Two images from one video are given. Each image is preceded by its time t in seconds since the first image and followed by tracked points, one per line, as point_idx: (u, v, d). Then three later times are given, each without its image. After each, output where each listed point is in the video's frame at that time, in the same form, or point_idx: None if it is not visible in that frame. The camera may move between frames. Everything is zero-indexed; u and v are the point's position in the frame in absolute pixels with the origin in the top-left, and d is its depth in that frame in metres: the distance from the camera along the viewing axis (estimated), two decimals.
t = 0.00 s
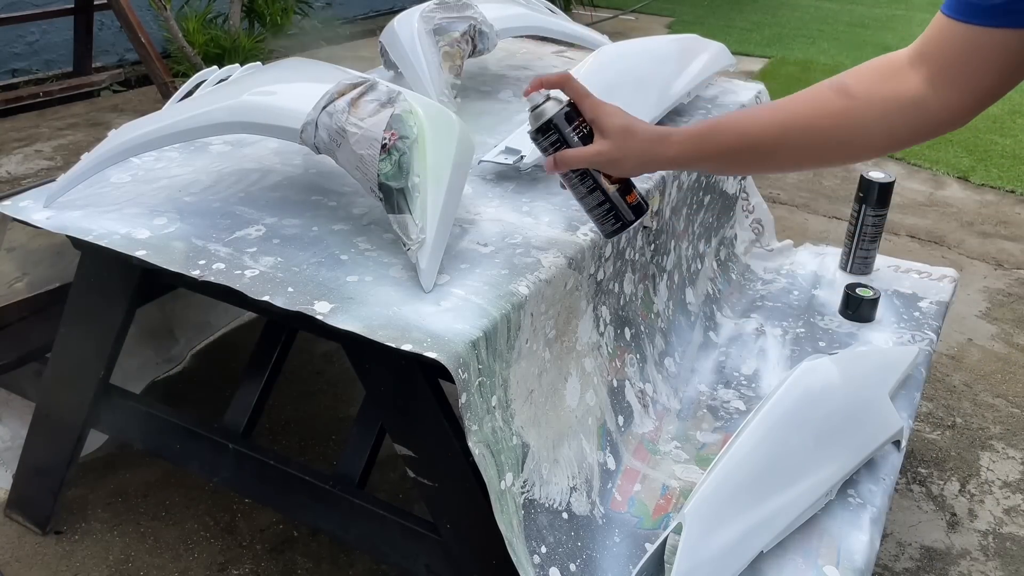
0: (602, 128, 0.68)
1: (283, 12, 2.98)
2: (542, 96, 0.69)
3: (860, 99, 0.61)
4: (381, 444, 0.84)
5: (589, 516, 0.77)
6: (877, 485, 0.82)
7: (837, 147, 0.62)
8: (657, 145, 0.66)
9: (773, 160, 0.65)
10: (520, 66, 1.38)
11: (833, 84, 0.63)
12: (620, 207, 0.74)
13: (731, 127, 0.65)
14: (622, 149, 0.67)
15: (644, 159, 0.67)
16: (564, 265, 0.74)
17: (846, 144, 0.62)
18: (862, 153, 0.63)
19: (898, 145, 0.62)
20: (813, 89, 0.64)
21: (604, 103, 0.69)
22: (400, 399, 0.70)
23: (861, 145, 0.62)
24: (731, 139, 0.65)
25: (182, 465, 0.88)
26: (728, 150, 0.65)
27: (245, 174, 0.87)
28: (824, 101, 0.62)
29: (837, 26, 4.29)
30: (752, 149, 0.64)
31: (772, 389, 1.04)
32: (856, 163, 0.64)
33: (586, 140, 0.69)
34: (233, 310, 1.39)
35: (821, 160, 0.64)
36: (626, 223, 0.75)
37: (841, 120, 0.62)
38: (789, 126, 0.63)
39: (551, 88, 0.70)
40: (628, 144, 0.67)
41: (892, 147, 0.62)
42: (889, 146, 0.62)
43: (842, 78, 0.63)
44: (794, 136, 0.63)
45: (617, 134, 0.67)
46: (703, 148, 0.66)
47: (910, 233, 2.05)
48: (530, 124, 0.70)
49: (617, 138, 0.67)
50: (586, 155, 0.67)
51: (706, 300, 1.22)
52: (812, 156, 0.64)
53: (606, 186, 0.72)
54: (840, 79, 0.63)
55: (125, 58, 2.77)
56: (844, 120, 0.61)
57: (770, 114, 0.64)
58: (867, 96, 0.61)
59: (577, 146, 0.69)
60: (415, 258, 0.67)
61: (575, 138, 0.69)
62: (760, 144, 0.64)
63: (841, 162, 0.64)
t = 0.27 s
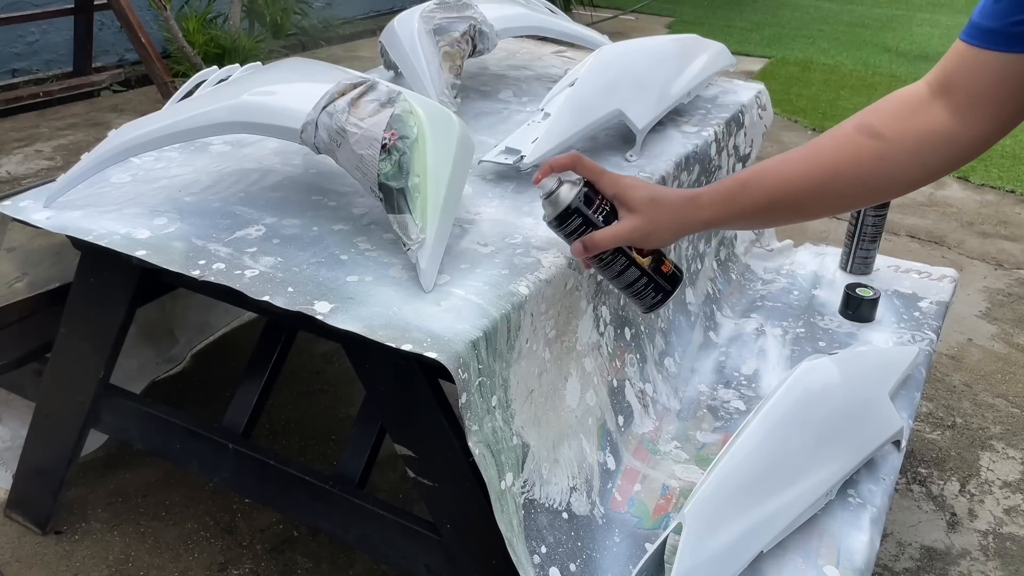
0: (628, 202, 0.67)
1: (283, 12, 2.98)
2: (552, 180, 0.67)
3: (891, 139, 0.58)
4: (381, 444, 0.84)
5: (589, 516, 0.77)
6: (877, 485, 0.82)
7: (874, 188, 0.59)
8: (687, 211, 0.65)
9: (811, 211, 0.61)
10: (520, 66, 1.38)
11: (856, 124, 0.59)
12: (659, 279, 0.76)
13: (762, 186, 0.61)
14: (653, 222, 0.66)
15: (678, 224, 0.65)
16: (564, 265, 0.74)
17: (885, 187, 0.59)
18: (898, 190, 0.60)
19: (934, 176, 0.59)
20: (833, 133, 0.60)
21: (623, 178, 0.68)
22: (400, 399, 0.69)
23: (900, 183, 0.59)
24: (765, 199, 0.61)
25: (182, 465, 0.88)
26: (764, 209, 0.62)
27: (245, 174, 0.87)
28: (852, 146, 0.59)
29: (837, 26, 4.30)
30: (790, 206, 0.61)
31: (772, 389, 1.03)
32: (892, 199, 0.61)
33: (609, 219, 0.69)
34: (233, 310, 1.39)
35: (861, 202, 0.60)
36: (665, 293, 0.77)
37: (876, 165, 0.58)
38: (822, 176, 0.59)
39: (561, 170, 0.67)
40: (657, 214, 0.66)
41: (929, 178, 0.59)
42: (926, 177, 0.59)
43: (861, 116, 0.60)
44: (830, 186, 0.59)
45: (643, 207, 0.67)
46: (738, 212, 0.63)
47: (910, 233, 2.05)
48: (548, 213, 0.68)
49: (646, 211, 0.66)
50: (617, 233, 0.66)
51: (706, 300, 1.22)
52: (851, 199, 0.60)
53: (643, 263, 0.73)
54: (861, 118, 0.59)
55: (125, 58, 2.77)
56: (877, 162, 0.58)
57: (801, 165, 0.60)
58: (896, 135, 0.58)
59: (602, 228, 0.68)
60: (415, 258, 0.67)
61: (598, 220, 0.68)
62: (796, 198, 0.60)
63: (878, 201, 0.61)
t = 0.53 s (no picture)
0: (626, 75, 0.72)
1: (283, 12, 2.98)
2: (585, 35, 0.73)
3: (870, 93, 0.67)
4: (381, 444, 0.84)
5: (589, 516, 0.77)
6: (877, 485, 0.82)
7: (840, 133, 0.68)
8: (674, 101, 0.71)
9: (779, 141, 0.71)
10: (520, 66, 1.38)
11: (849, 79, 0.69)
12: (625, 151, 0.76)
13: (746, 102, 0.71)
14: (637, 100, 0.71)
15: (656, 112, 0.71)
16: (564, 265, 0.74)
17: (848, 135, 0.68)
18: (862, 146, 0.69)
19: (897, 143, 0.67)
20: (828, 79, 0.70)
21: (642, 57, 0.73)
22: (400, 398, 0.69)
23: (862, 136, 0.68)
24: (741, 110, 0.71)
25: (182, 465, 0.88)
26: (735, 119, 0.71)
27: (245, 174, 0.87)
28: (834, 91, 0.68)
29: (837, 26, 4.29)
30: (761, 125, 0.71)
31: (772, 389, 1.03)
32: (855, 155, 0.71)
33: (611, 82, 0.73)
34: (233, 310, 1.39)
35: (824, 145, 0.70)
36: (624, 166, 0.77)
37: (847, 110, 0.68)
38: (797, 109, 0.69)
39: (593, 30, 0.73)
40: (643, 92, 0.71)
41: (893, 144, 0.67)
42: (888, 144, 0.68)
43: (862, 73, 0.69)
44: (799, 119, 0.69)
45: (636, 84, 0.71)
46: (715, 116, 0.72)
47: (910, 233, 2.05)
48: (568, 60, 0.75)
49: (636, 86, 0.71)
50: (607, 93, 0.71)
51: (706, 300, 1.22)
52: (817, 138, 0.70)
53: (614, 130, 0.75)
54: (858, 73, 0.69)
55: (125, 58, 2.77)
56: (851, 112, 0.67)
57: (785, 96, 0.70)
58: (875, 93, 0.67)
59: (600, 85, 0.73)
60: (415, 259, 0.67)
61: (600, 78, 0.73)
62: (767, 121, 0.70)
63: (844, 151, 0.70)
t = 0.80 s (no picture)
0: (624, 144, 0.68)
1: (283, 12, 2.98)
2: (565, 113, 0.71)
3: (883, 123, 0.60)
4: (381, 444, 0.84)
5: (589, 516, 0.77)
6: (877, 485, 0.82)
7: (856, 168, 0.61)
8: (679, 161, 0.65)
9: (793, 177, 0.62)
10: (521, 66, 1.38)
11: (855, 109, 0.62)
12: (641, 224, 0.74)
13: (747, 147, 0.63)
14: (641, 167, 0.66)
15: (665, 176, 0.66)
16: (564, 265, 0.74)
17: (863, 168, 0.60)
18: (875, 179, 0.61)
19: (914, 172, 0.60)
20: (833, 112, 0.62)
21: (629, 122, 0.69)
22: (400, 398, 0.69)
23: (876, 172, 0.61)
24: (751, 160, 0.63)
25: (182, 465, 0.88)
26: (747, 169, 0.63)
27: (245, 174, 0.87)
28: (844, 124, 0.61)
29: (837, 26, 4.30)
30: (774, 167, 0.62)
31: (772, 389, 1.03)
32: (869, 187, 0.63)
33: (608, 156, 0.70)
34: (233, 310, 1.39)
35: (841, 181, 0.62)
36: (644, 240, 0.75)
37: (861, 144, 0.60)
38: (812, 151, 0.61)
39: (574, 104, 0.71)
40: (647, 159, 0.66)
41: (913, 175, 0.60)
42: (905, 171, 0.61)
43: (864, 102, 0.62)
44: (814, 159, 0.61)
45: (637, 151, 0.67)
46: (723, 166, 0.64)
47: (910, 233, 2.05)
48: (555, 140, 0.72)
49: (639, 155, 0.67)
50: (609, 170, 0.67)
51: (706, 300, 1.22)
52: (833, 177, 0.62)
53: (625, 204, 0.73)
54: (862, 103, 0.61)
55: (125, 58, 2.77)
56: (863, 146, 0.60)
57: (794, 138, 0.62)
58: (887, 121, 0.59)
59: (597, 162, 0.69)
60: (415, 258, 0.68)
61: (596, 156, 0.70)
62: (779, 165, 0.62)
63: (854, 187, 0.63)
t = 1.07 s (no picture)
0: (642, 198, 0.70)
1: (283, 12, 2.98)
2: (568, 181, 0.68)
3: (900, 143, 0.59)
4: (381, 444, 0.84)
5: (589, 516, 0.77)
6: (877, 485, 0.82)
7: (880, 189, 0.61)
8: (700, 207, 0.67)
9: (820, 205, 0.63)
10: (521, 66, 1.38)
11: (865, 125, 0.61)
12: (668, 272, 0.78)
13: (767, 183, 0.64)
14: (664, 220, 0.68)
15: (692, 220, 0.67)
16: (564, 265, 0.74)
17: (886, 186, 0.61)
18: (897, 193, 0.62)
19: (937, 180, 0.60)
20: (844, 132, 0.62)
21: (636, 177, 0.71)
22: (400, 398, 0.69)
23: (900, 187, 0.61)
24: (773, 198, 0.64)
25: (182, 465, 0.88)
26: (772, 208, 0.64)
27: (245, 174, 0.87)
28: (860, 146, 0.60)
29: (837, 26, 4.30)
30: (800, 200, 0.63)
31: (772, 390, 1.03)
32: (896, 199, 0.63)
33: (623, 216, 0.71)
34: (233, 310, 1.39)
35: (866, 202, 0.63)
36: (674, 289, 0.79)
37: (882, 168, 0.60)
38: (830, 178, 0.62)
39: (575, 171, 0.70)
40: (669, 211, 0.68)
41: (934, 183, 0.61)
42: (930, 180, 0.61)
43: (873, 118, 0.61)
44: (839, 185, 0.61)
45: (657, 204, 0.69)
46: (747, 207, 0.65)
47: (910, 233, 2.05)
48: (561, 213, 0.70)
49: (659, 209, 0.69)
50: (633, 231, 0.68)
51: (706, 300, 1.22)
52: (856, 199, 0.62)
53: (654, 260, 0.76)
54: (872, 120, 0.61)
55: (125, 58, 2.77)
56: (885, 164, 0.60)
57: (811, 168, 0.62)
58: (903, 139, 0.59)
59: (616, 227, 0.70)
60: (415, 258, 0.67)
61: (612, 219, 0.70)
62: (806, 197, 0.63)
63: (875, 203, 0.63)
